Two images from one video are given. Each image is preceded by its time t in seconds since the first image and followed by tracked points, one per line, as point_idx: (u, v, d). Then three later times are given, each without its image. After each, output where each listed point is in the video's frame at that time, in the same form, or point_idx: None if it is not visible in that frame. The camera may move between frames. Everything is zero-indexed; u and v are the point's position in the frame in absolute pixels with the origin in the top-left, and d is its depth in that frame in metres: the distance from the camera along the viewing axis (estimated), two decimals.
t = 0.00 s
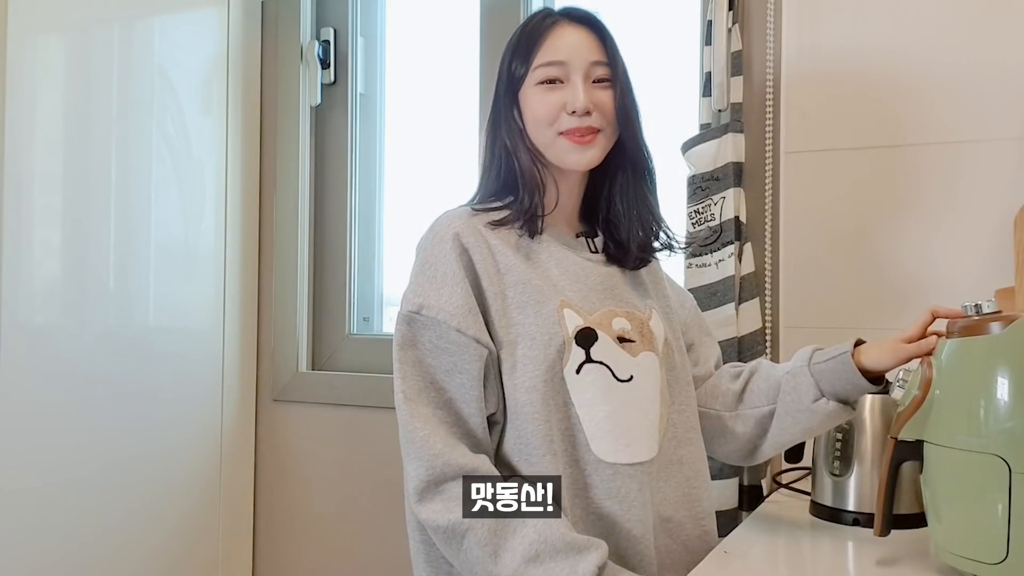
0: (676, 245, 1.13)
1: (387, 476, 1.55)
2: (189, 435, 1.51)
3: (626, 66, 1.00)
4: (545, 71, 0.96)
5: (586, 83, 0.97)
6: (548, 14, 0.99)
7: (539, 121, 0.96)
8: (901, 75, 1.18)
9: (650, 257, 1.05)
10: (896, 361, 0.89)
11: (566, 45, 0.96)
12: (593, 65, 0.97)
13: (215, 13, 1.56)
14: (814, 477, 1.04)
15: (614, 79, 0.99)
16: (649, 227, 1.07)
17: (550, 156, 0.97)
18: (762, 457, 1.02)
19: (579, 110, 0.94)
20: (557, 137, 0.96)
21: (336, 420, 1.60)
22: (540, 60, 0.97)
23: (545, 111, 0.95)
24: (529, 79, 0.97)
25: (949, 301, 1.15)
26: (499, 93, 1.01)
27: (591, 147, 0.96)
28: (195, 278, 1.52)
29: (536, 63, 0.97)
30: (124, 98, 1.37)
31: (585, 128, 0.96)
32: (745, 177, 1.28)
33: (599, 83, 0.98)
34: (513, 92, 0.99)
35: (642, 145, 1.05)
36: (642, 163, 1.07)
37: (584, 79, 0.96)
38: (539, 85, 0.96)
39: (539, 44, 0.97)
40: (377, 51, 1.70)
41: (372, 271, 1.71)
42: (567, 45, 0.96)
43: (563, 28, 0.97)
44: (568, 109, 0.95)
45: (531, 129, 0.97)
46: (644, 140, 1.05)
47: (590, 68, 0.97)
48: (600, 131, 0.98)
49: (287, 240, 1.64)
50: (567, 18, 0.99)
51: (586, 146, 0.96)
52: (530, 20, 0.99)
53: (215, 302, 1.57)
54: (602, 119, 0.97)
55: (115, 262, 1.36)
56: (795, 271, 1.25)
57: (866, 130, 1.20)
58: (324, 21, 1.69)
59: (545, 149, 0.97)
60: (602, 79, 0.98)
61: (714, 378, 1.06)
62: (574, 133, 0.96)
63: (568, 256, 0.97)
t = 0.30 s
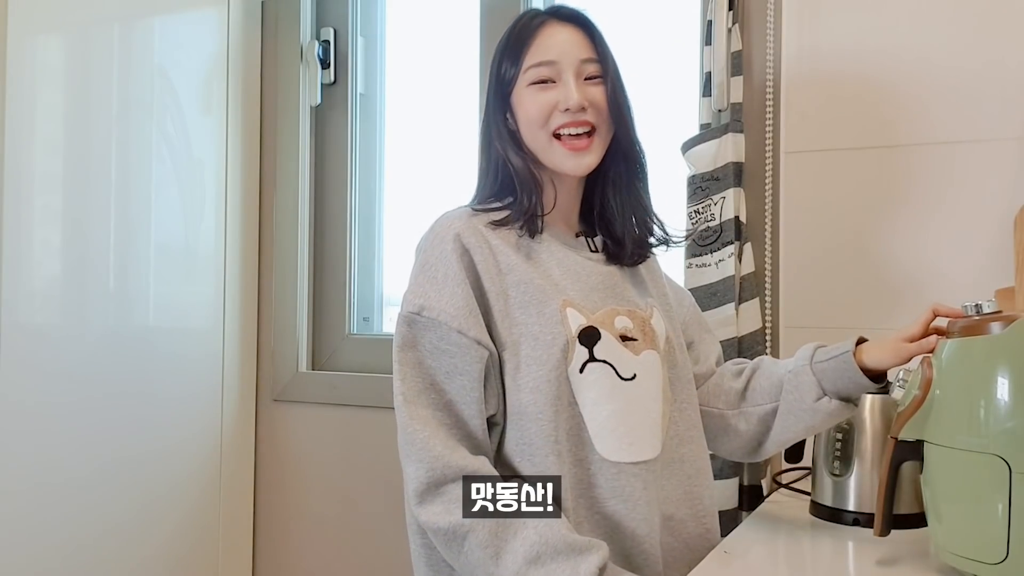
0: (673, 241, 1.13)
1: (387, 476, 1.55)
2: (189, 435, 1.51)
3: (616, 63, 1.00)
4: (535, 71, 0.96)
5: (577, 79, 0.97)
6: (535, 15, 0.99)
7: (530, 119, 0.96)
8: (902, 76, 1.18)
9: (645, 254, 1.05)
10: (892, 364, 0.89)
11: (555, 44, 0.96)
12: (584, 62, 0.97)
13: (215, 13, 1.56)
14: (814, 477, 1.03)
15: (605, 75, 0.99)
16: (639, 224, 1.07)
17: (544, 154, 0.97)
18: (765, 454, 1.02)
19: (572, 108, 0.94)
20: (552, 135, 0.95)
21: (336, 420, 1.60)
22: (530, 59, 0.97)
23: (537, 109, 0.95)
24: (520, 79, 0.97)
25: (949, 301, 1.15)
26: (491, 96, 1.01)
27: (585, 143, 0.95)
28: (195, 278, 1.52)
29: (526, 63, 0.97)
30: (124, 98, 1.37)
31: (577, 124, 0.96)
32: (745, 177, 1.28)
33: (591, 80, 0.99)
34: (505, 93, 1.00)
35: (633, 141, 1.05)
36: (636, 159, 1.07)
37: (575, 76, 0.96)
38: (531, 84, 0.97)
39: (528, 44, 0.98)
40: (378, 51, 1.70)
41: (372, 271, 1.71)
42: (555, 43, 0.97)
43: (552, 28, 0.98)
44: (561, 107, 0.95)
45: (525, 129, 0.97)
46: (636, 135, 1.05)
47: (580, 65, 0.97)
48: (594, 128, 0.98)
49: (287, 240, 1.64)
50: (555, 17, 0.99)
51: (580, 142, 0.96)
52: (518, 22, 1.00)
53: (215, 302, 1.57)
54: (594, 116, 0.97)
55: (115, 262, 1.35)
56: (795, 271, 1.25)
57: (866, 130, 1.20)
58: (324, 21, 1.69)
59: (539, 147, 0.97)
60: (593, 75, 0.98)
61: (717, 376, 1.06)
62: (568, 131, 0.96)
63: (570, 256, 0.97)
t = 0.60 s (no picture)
0: (669, 245, 1.13)
1: (387, 476, 1.55)
2: (189, 435, 1.51)
3: (619, 68, 1.01)
4: (541, 74, 0.96)
5: (582, 85, 0.97)
6: (543, 16, 0.99)
7: (533, 121, 0.96)
8: (902, 76, 1.18)
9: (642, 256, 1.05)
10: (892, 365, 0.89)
11: (562, 47, 0.96)
12: (590, 68, 0.98)
13: (215, 14, 1.56)
14: (813, 477, 1.04)
15: (610, 82, 1.00)
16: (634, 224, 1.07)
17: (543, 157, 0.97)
18: (766, 451, 1.02)
19: (577, 114, 0.95)
20: (553, 139, 0.96)
21: (336, 420, 1.60)
22: (538, 61, 0.97)
23: (542, 111, 0.95)
24: (525, 81, 0.97)
25: (949, 301, 1.15)
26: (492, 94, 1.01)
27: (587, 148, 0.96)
28: (196, 278, 1.52)
29: (531, 65, 0.97)
30: (124, 98, 1.37)
31: (579, 130, 0.96)
32: (745, 177, 1.28)
33: (595, 86, 0.99)
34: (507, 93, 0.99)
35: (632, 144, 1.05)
36: (635, 166, 1.07)
37: (580, 82, 0.97)
38: (536, 86, 0.96)
39: (536, 46, 0.97)
40: (378, 51, 1.70)
41: (372, 271, 1.71)
42: (563, 47, 0.96)
43: (558, 30, 0.97)
44: (565, 112, 0.95)
45: (527, 131, 0.97)
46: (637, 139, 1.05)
47: (586, 70, 0.97)
48: (596, 134, 0.98)
49: (287, 239, 1.64)
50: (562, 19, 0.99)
51: (581, 148, 0.96)
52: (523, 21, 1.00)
53: (215, 302, 1.57)
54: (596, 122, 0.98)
55: (115, 262, 1.35)
56: (795, 271, 1.25)
57: (867, 130, 1.20)
58: (324, 21, 1.69)
59: (540, 150, 0.97)
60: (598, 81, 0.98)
61: (717, 372, 1.06)
62: (570, 136, 0.96)
63: (572, 257, 0.97)
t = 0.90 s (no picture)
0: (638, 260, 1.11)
1: (387, 476, 1.55)
2: (189, 435, 1.51)
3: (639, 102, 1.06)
4: (596, 91, 0.96)
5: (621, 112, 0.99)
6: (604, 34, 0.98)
7: (577, 134, 0.95)
8: (902, 75, 1.18)
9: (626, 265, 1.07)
10: (887, 343, 0.93)
11: (617, 72, 0.98)
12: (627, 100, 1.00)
13: (215, 14, 1.56)
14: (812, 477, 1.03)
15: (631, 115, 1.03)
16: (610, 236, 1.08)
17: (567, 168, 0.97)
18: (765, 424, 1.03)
19: (615, 141, 0.97)
20: (585, 156, 0.96)
21: (336, 420, 1.60)
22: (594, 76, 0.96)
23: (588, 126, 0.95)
24: (580, 92, 0.96)
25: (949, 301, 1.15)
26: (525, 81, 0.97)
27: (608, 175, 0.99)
28: (196, 279, 1.52)
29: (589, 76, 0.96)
30: (124, 99, 1.37)
31: (608, 153, 0.98)
32: (745, 177, 1.28)
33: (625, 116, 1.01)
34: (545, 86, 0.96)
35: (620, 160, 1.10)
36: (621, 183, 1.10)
37: (620, 111, 0.98)
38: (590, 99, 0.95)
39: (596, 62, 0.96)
40: (378, 51, 1.70)
41: (372, 271, 1.71)
42: (619, 72, 0.98)
43: (614, 53, 0.98)
44: (606, 137, 0.96)
45: (566, 137, 0.95)
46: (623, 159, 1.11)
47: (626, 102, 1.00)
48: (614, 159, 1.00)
49: (287, 239, 1.64)
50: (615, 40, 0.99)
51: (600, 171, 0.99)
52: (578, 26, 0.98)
53: (216, 302, 1.57)
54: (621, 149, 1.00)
55: (115, 262, 1.35)
56: (795, 269, 1.25)
57: (866, 130, 1.20)
58: (324, 21, 1.69)
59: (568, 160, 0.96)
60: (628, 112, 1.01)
61: (712, 351, 1.07)
62: (599, 158, 0.97)
63: (575, 253, 0.97)
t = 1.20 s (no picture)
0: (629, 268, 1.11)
1: (387, 476, 1.55)
2: (189, 435, 1.51)
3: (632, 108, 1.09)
4: (607, 99, 0.99)
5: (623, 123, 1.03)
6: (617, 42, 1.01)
7: (589, 141, 0.97)
8: (902, 75, 1.18)
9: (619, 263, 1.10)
10: (886, 328, 0.94)
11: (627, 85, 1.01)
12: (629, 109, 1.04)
13: (215, 14, 1.56)
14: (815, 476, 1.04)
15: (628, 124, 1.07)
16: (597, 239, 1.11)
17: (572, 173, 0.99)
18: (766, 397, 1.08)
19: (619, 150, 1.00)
20: (591, 162, 0.99)
21: (336, 421, 1.60)
22: (609, 87, 0.99)
23: (600, 134, 0.98)
24: (592, 99, 0.98)
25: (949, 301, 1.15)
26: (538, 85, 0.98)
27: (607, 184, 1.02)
28: (196, 280, 1.52)
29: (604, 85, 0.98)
30: (124, 100, 1.37)
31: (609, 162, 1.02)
32: (745, 177, 1.28)
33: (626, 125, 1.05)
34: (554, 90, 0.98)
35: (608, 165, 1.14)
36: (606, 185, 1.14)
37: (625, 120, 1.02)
38: (601, 108, 0.98)
39: (609, 70, 0.99)
40: (377, 50, 1.70)
41: (372, 271, 1.71)
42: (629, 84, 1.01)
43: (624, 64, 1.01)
44: (612, 145, 0.99)
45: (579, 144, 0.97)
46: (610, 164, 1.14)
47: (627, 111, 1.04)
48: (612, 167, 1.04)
49: (287, 240, 1.64)
50: (626, 52, 1.02)
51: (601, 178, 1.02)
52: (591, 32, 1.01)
53: (215, 303, 1.57)
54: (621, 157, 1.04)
55: (115, 263, 1.36)
56: (795, 270, 1.24)
57: (867, 130, 1.20)
58: (324, 21, 1.69)
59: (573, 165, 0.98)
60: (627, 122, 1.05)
61: (705, 334, 1.08)
62: (602, 165, 1.01)
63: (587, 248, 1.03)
